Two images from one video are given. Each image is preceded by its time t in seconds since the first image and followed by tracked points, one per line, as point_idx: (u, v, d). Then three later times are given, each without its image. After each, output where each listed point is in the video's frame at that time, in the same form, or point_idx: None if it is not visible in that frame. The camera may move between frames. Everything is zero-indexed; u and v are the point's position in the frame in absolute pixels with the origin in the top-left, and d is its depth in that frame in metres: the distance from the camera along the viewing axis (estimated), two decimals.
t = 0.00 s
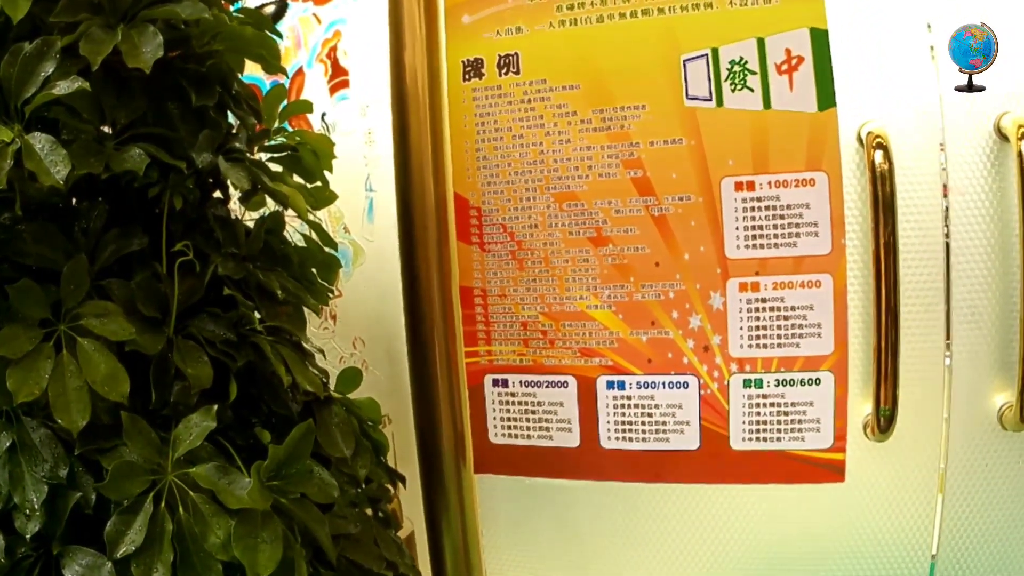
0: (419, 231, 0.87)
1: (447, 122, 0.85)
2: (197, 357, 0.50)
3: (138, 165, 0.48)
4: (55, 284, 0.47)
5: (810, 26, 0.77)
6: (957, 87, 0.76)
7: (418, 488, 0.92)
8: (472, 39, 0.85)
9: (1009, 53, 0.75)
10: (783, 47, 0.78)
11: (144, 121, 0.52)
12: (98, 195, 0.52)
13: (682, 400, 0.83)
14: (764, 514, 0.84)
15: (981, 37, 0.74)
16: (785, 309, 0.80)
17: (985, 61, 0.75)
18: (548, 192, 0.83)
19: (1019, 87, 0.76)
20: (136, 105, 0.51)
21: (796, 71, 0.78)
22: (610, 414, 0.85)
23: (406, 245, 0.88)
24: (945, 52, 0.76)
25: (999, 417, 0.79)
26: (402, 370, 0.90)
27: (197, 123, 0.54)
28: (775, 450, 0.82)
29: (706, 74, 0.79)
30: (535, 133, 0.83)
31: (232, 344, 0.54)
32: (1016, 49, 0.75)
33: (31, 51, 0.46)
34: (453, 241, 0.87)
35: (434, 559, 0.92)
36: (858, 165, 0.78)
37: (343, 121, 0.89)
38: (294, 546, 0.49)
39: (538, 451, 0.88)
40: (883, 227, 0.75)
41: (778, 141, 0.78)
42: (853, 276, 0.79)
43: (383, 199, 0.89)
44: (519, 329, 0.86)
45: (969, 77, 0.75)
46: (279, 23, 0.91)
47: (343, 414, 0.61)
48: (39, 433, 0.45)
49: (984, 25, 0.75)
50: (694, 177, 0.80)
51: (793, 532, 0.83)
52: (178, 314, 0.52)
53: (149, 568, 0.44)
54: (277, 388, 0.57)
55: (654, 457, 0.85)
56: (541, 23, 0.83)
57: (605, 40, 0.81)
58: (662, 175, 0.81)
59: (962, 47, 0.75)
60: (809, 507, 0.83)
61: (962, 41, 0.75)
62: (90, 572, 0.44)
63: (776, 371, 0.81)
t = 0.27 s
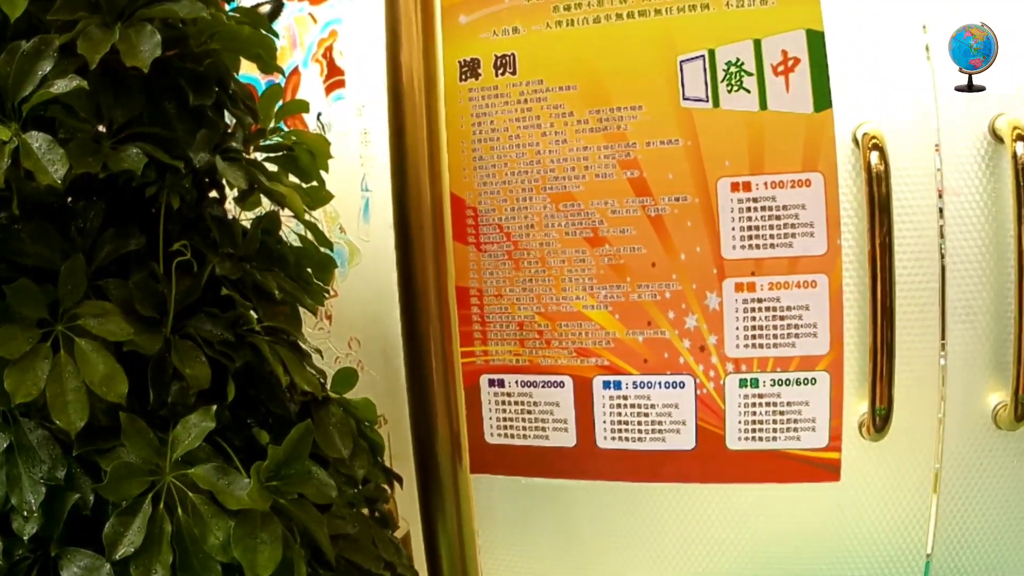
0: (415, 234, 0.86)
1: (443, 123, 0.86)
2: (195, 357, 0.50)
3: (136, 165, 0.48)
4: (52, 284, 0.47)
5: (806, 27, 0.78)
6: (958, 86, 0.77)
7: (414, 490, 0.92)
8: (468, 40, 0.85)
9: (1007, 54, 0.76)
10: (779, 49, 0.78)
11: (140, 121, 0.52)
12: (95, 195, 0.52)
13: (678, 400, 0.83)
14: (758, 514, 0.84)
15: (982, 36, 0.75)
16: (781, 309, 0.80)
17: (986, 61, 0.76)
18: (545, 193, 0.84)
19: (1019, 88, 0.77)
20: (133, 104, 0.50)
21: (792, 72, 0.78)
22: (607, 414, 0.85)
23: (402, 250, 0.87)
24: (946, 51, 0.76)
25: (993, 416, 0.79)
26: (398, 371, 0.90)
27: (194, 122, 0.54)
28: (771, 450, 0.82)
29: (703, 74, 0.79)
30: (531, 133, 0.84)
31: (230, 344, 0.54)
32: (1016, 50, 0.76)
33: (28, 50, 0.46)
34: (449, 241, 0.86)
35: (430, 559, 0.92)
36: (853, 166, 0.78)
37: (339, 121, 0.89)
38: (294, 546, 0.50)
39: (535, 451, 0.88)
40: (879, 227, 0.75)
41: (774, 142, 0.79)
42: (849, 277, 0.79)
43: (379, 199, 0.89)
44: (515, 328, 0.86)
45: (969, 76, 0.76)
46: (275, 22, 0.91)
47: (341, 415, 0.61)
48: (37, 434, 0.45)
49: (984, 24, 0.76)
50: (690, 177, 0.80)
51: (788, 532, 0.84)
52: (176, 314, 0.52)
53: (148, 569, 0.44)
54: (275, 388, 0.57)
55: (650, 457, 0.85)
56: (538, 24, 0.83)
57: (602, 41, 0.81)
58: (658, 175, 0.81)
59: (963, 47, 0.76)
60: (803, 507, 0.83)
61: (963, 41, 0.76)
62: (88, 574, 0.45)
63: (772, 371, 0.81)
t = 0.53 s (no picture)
0: (411, 234, 0.87)
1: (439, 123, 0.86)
2: (192, 357, 0.50)
3: (132, 165, 0.47)
4: (49, 285, 0.48)
5: (801, 27, 0.78)
6: (957, 87, 0.77)
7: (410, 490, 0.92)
8: (464, 39, 0.85)
9: (1009, 53, 0.77)
10: (774, 49, 0.78)
11: (137, 120, 0.52)
12: (92, 195, 0.52)
13: (674, 399, 0.83)
14: (755, 511, 0.84)
15: (982, 37, 0.76)
16: (776, 308, 0.80)
17: (985, 62, 0.76)
18: (540, 192, 0.84)
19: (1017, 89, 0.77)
20: (129, 103, 0.50)
21: (788, 72, 0.78)
22: (603, 412, 0.85)
23: (396, 244, 0.88)
24: (945, 52, 0.77)
25: (987, 414, 0.80)
26: (393, 371, 0.90)
27: (191, 122, 0.54)
28: (767, 448, 0.83)
29: (698, 74, 0.80)
30: (527, 133, 0.84)
31: (227, 344, 0.53)
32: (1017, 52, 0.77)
33: (24, 48, 0.46)
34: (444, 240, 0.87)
35: (426, 559, 0.92)
36: (849, 165, 0.79)
37: (334, 120, 0.89)
38: (293, 546, 0.50)
39: (531, 450, 0.88)
40: (874, 226, 0.75)
41: (770, 141, 0.79)
42: (844, 276, 0.80)
43: (375, 199, 0.89)
44: (511, 328, 0.86)
45: (967, 77, 0.77)
46: (269, 21, 0.90)
47: (338, 414, 0.61)
48: (34, 435, 0.45)
49: (985, 25, 0.76)
50: (685, 176, 0.81)
51: (785, 530, 0.84)
52: (173, 314, 0.52)
53: (147, 570, 0.44)
54: (272, 389, 0.57)
55: (646, 456, 0.85)
56: (533, 23, 0.83)
57: (597, 40, 0.82)
58: (654, 174, 0.81)
59: (964, 47, 0.76)
60: (799, 505, 0.83)
61: (964, 41, 0.76)
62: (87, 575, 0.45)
63: (767, 369, 0.81)
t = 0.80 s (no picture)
0: (407, 233, 0.87)
1: (435, 122, 0.86)
2: (190, 356, 0.50)
3: (130, 162, 0.47)
4: (46, 283, 0.48)
5: (797, 28, 0.79)
6: (956, 87, 0.77)
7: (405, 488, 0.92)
8: (460, 38, 0.85)
9: (1008, 53, 0.77)
10: (770, 49, 0.79)
11: (133, 117, 0.51)
12: (89, 193, 0.52)
13: (670, 398, 0.84)
14: (750, 510, 0.85)
15: (982, 37, 0.77)
16: (772, 307, 0.81)
17: (985, 61, 0.77)
18: (536, 191, 0.84)
19: (1016, 90, 0.78)
20: (126, 100, 0.50)
21: (783, 73, 0.79)
22: (598, 411, 0.85)
23: (392, 244, 0.88)
24: (946, 51, 0.77)
25: (981, 413, 0.80)
26: (389, 370, 0.90)
27: (188, 120, 0.54)
28: (762, 447, 0.83)
29: (695, 74, 0.80)
30: (523, 132, 0.84)
31: (224, 342, 0.53)
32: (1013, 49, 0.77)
33: (21, 45, 0.46)
34: (440, 239, 0.87)
35: (421, 558, 0.92)
36: (843, 164, 0.79)
37: (330, 119, 0.88)
38: (291, 546, 0.50)
39: (527, 449, 0.88)
40: (869, 226, 0.75)
41: (765, 142, 0.79)
42: (840, 276, 0.80)
43: (370, 198, 0.88)
44: (506, 327, 0.87)
45: (967, 77, 0.77)
46: (265, 19, 0.90)
47: (335, 413, 0.61)
48: (31, 434, 0.45)
49: (983, 25, 0.77)
50: (681, 176, 0.81)
51: (779, 529, 0.85)
52: (169, 313, 0.52)
53: (144, 569, 0.44)
54: (269, 388, 0.57)
55: (641, 455, 0.85)
56: (530, 23, 0.83)
57: (594, 40, 0.82)
58: (650, 174, 0.81)
59: (960, 47, 0.77)
60: (794, 504, 0.84)
61: (962, 41, 0.77)
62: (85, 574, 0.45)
63: (762, 368, 0.82)
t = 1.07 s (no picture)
0: (402, 232, 0.87)
1: (430, 122, 0.86)
2: (186, 357, 0.50)
3: (127, 161, 0.47)
4: (43, 284, 0.47)
5: (792, 28, 0.79)
6: (956, 87, 0.78)
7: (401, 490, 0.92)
8: (454, 38, 0.85)
9: (1008, 53, 0.79)
10: (764, 49, 0.79)
11: (129, 117, 0.51)
12: (84, 194, 0.51)
13: (665, 397, 0.84)
14: (745, 509, 0.85)
15: (982, 37, 0.78)
16: (766, 306, 0.81)
17: (985, 61, 0.78)
18: (531, 191, 0.84)
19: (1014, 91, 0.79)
20: (122, 100, 0.50)
21: (777, 73, 0.79)
22: (594, 411, 0.86)
23: (387, 244, 0.88)
24: (945, 51, 0.78)
25: (975, 411, 0.81)
26: (383, 370, 0.90)
27: (183, 119, 0.54)
28: (756, 445, 0.83)
29: (689, 74, 0.80)
30: (518, 132, 0.84)
31: (221, 343, 0.53)
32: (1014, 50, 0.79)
33: (17, 44, 0.46)
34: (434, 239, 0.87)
35: (417, 558, 0.92)
36: (838, 163, 0.79)
37: (325, 119, 0.88)
38: (290, 546, 0.50)
39: (522, 448, 0.88)
40: (863, 226, 0.76)
41: (760, 141, 0.80)
42: (834, 275, 0.81)
43: (364, 197, 0.88)
44: (501, 326, 0.87)
45: (966, 77, 0.78)
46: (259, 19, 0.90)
47: (332, 413, 0.61)
48: (28, 436, 0.45)
49: (984, 24, 0.78)
50: (676, 176, 0.81)
51: (774, 527, 0.85)
52: (166, 313, 0.52)
53: (144, 571, 0.44)
54: (266, 388, 0.57)
55: (637, 454, 0.86)
56: (524, 23, 0.83)
57: (589, 40, 0.82)
58: (645, 174, 0.82)
59: (963, 46, 0.78)
60: (789, 502, 0.84)
61: (963, 41, 0.78)
62: None
63: (757, 367, 0.82)
